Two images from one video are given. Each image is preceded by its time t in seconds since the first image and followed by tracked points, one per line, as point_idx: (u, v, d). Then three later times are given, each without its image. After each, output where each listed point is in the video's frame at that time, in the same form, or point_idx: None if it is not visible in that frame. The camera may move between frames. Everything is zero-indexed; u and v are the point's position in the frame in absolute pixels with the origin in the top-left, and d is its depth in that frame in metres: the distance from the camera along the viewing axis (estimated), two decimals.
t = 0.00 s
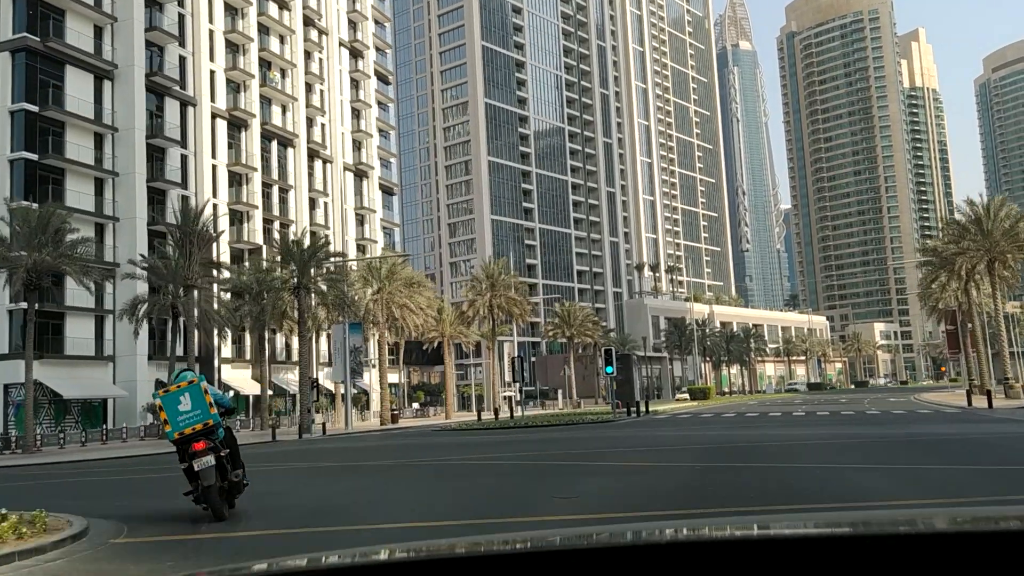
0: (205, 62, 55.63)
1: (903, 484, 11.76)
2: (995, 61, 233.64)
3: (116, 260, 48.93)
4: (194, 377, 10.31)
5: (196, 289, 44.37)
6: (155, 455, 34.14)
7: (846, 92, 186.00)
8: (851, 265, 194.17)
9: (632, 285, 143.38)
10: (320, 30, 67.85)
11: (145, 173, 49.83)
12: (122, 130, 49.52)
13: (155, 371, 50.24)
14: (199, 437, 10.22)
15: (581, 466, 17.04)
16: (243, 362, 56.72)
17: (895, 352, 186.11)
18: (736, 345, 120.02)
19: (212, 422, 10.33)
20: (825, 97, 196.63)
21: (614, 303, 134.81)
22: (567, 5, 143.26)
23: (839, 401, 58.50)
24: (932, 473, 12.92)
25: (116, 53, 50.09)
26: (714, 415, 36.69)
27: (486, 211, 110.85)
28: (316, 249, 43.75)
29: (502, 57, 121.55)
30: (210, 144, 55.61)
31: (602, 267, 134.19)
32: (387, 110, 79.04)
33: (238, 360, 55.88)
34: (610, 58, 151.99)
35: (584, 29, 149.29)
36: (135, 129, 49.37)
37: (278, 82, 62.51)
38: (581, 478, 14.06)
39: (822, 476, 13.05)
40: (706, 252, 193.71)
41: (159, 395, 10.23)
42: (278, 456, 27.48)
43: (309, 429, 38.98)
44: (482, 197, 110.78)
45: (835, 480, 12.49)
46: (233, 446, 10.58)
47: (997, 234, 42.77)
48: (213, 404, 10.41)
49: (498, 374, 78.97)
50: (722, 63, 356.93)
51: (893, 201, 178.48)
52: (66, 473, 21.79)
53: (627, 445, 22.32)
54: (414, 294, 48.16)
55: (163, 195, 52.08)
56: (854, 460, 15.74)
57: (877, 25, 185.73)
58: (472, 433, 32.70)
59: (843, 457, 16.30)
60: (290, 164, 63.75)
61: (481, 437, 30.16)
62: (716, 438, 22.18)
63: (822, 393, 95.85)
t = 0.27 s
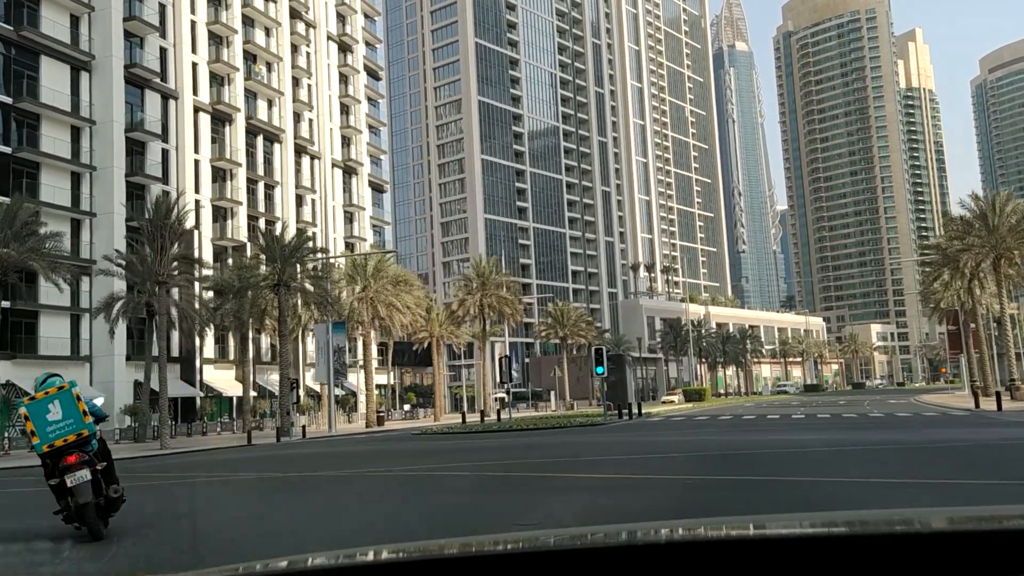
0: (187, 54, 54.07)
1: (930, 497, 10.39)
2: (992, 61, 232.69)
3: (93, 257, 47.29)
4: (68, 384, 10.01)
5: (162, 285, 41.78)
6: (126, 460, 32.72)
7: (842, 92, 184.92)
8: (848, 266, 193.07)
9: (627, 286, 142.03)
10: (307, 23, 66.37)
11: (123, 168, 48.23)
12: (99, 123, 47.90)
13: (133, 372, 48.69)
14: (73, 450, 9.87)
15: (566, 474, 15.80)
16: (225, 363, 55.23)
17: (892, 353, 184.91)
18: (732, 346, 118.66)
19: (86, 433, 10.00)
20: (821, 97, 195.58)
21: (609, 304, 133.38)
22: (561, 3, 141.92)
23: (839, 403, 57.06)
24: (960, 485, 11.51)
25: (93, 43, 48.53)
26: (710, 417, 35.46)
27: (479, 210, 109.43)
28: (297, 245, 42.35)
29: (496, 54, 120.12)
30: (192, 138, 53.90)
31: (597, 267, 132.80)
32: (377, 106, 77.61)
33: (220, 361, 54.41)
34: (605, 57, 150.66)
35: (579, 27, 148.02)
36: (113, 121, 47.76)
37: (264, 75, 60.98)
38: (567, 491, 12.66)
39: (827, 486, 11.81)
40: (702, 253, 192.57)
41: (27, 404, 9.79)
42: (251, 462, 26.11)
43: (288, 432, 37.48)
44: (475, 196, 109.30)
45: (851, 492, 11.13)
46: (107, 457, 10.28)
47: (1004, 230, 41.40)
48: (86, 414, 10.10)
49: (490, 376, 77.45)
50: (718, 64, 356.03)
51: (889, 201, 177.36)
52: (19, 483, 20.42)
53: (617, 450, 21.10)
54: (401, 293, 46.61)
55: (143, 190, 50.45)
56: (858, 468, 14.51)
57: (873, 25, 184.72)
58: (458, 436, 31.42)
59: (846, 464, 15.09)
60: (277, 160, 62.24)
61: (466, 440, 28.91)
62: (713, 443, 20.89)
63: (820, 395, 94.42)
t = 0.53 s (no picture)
0: (169, 44, 52.55)
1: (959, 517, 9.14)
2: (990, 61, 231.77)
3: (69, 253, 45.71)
4: None
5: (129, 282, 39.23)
6: (95, 464, 31.23)
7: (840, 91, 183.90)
8: (845, 267, 192.10)
9: (623, 286, 140.78)
10: (295, 16, 64.92)
11: (101, 161, 46.73)
12: (76, 115, 46.40)
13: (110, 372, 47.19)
14: None
15: (551, 485, 14.47)
16: (208, 363, 53.76)
17: (890, 354, 183.75)
18: (728, 346, 117.42)
19: None
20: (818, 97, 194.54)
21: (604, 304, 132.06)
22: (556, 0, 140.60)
23: (838, 404, 55.80)
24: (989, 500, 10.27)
25: (71, 32, 46.98)
26: (708, 419, 34.06)
27: (473, 209, 108.01)
28: (278, 241, 40.87)
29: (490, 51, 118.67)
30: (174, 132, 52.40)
31: (592, 267, 131.49)
32: (367, 101, 76.16)
33: (203, 361, 52.91)
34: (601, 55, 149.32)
35: (575, 25, 146.70)
36: (91, 113, 46.28)
37: (249, 68, 59.44)
38: (550, 507, 11.40)
39: (841, 502, 10.48)
40: (699, 253, 191.36)
41: None
42: (223, 467, 24.73)
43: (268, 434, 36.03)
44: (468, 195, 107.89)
45: (867, 508, 9.87)
46: None
47: (1011, 226, 40.04)
48: None
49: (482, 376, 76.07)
50: (715, 64, 355.07)
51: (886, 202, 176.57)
52: None
53: (608, 455, 19.67)
54: (386, 290, 45.12)
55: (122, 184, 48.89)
56: (874, 479, 13.10)
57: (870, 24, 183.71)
58: (444, 440, 29.99)
59: (859, 475, 13.69)
60: (263, 155, 60.72)
61: (450, 444, 27.46)
62: (710, 449, 19.62)
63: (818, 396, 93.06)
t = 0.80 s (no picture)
0: (149, 32, 50.82)
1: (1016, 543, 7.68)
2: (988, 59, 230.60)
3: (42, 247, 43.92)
4: None
5: (92, 277, 36.84)
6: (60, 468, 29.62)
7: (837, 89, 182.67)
8: (843, 267, 190.88)
9: (619, 285, 139.32)
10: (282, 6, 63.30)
11: (77, 152, 45.01)
12: (51, 104, 44.67)
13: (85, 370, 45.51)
14: None
15: (537, 497, 12.99)
16: (190, 362, 52.07)
17: (888, 354, 182.45)
18: (725, 346, 116.09)
19: None
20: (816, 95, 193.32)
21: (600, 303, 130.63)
22: None
23: (839, 405, 54.37)
24: None
25: (46, 19, 45.26)
26: (706, 420, 32.55)
27: (467, 206, 106.41)
28: (255, 233, 39.18)
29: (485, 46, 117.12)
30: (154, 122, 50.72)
31: (588, 265, 130.02)
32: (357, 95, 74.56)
33: (184, 360, 51.20)
34: (597, 51, 147.77)
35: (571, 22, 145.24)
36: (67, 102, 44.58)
37: (234, 58, 57.78)
38: (533, 526, 9.94)
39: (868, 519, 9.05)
40: (696, 252, 190.00)
41: None
42: (189, 473, 23.18)
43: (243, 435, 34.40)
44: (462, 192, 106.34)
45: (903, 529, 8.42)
46: None
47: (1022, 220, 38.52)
48: None
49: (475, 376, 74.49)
50: (712, 63, 353.98)
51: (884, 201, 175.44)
52: None
53: (598, 461, 18.13)
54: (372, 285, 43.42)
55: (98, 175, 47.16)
56: (893, 492, 11.64)
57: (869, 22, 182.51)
58: (429, 441, 28.47)
59: (876, 486, 12.21)
60: (248, 148, 59.03)
61: (434, 447, 25.95)
62: (710, 455, 18.20)
63: (816, 396, 91.71)
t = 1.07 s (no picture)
0: (128, 20, 49.24)
1: None
2: (987, 59, 229.53)
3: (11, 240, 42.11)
4: None
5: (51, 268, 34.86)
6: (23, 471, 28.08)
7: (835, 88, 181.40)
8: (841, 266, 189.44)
9: (615, 284, 137.86)
10: None
11: (50, 142, 43.34)
12: (24, 93, 43.06)
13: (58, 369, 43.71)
14: None
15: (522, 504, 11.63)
16: (170, 361, 50.34)
17: (887, 354, 181.04)
18: (723, 345, 114.72)
19: None
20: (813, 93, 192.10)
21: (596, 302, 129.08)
22: None
23: (840, 405, 52.80)
24: None
25: (19, 4, 43.62)
26: (706, 422, 31.10)
27: (461, 202, 104.84)
28: (230, 224, 37.40)
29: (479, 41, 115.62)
30: (133, 113, 49.08)
31: (583, 264, 128.36)
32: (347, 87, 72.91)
33: (163, 359, 49.41)
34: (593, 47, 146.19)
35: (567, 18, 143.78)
36: (39, 91, 42.99)
37: (218, 48, 56.15)
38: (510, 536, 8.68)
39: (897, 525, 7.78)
40: (693, 251, 188.74)
41: None
42: (152, 475, 21.78)
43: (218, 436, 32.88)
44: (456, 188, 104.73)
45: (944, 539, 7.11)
46: None
47: None
48: None
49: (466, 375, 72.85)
50: (710, 62, 352.69)
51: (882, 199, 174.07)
52: None
53: (591, 465, 16.78)
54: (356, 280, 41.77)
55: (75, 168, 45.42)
56: (915, 494, 10.39)
57: (867, 19, 181.30)
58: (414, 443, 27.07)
59: (896, 488, 10.97)
60: (232, 141, 57.40)
61: (418, 449, 24.54)
62: (713, 459, 16.86)
63: (814, 396, 90.17)
